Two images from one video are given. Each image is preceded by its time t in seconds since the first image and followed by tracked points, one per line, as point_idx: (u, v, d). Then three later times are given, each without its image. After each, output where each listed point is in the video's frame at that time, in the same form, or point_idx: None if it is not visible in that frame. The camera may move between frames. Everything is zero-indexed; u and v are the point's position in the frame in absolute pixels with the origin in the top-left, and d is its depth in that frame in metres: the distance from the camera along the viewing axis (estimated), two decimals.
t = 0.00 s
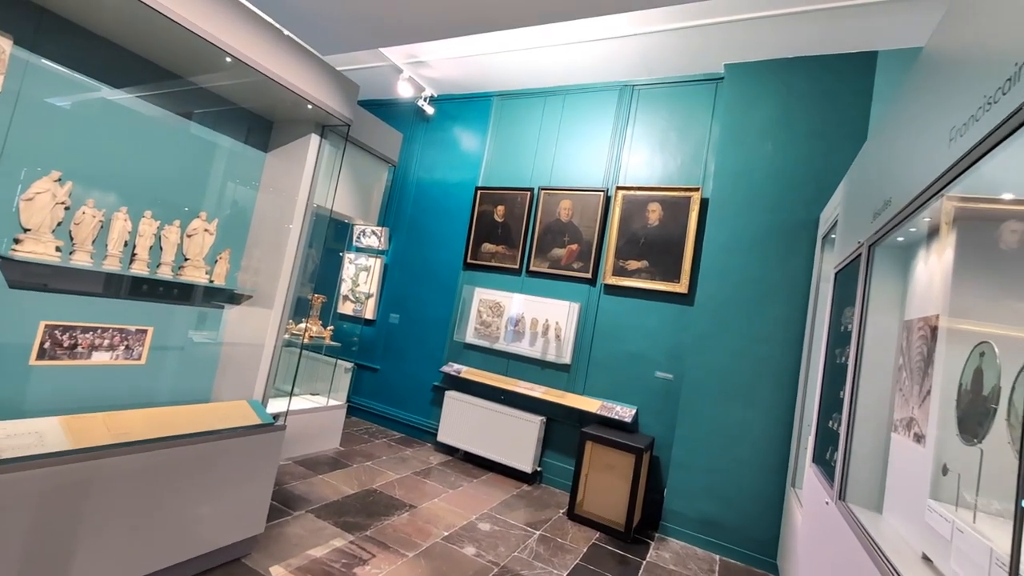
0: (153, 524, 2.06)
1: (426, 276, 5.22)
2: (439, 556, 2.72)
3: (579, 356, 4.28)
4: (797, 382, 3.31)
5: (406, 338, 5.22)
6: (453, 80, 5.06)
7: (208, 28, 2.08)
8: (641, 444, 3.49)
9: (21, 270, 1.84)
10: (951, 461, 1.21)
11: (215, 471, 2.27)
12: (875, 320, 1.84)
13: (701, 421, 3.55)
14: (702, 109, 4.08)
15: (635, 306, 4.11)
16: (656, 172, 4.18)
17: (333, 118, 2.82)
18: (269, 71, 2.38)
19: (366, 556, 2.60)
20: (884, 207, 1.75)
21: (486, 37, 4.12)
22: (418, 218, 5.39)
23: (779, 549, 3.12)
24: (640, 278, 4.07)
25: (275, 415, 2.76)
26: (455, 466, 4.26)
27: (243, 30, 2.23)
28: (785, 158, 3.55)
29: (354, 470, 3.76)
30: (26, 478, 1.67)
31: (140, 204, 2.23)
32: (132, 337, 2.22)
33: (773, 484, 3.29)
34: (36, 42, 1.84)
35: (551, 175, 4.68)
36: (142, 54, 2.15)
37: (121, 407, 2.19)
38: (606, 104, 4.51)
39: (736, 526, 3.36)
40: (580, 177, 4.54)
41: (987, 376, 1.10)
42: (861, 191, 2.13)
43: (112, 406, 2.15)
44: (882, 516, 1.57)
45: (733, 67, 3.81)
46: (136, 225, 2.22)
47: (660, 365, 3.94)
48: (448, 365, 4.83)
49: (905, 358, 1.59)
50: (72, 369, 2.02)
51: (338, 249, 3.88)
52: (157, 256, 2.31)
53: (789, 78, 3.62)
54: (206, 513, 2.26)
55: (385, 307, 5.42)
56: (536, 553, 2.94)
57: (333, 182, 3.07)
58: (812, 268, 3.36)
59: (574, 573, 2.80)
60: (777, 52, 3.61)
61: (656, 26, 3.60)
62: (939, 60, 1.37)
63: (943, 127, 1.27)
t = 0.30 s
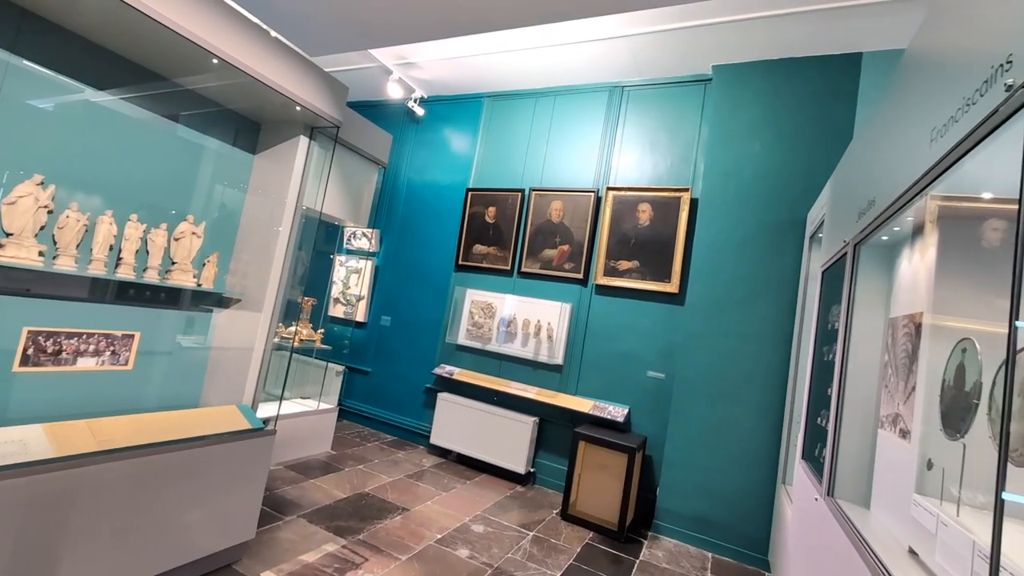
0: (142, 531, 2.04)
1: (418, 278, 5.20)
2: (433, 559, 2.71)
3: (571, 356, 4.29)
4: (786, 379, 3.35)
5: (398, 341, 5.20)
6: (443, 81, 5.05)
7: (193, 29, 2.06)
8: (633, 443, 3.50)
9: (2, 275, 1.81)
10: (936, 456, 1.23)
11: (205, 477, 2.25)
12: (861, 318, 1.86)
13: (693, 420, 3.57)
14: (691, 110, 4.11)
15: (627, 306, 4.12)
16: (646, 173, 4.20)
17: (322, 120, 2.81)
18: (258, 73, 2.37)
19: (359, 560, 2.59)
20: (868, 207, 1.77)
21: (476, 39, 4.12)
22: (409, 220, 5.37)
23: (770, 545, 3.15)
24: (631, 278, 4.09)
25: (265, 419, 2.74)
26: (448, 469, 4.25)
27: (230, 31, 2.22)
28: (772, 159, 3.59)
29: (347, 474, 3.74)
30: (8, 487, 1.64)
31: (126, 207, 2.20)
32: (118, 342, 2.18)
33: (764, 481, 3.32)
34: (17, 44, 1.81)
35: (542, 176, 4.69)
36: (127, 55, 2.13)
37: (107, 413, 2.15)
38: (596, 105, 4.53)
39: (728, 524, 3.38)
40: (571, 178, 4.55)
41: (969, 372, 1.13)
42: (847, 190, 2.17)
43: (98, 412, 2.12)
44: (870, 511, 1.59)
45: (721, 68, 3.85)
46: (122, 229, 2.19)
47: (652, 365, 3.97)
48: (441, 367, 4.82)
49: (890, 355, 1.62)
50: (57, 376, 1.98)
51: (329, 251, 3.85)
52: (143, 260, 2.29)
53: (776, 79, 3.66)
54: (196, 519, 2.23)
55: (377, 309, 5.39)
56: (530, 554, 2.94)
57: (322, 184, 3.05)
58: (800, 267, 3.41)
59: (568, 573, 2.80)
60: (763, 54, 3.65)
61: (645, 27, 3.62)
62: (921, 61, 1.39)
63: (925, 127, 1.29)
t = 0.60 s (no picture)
0: (129, 539, 2.01)
1: (409, 279, 5.18)
2: (426, 561, 2.70)
3: (563, 356, 4.30)
4: (776, 376, 3.38)
5: (390, 342, 5.18)
6: (433, 82, 5.04)
7: (178, 30, 2.04)
8: (625, 442, 3.52)
9: None
10: (921, 450, 1.26)
11: (194, 482, 2.23)
12: (847, 315, 1.88)
13: (685, 418, 3.60)
14: (680, 110, 4.14)
15: (618, 306, 4.14)
16: (636, 173, 4.23)
17: (311, 121, 2.79)
18: (244, 74, 2.34)
19: (351, 564, 2.57)
20: (853, 205, 1.79)
21: (465, 39, 4.11)
22: (400, 221, 5.35)
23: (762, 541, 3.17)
24: (622, 278, 4.10)
25: (255, 424, 2.71)
26: (441, 470, 4.24)
27: (215, 32, 2.19)
28: (760, 158, 3.63)
29: (338, 477, 3.71)
30: None
31: (110, 210, 2.17)
32: (103, 347, 2.15)
33: (755, 478, 3.35)
34: None
35: (533, 177, 4.70)
36: (111, 56, 2.11)
37: (91, 419, 2.12)
38: (585, 106, 4.55)
39: (719, 520, 3.41)
40: (561, 178, 4.56)
41: (952, 366, 1.15)
42: (832, 189, 2.20)
43: (83, 419, 2.09)
44: (858, 506, 1.61)
45: (709, 68, 3.88)
46: (107, 232, 2.16)
47: (644, 364, 3.99)
48: (433, 368, 4.80)
49: (877, 351, 1.64)
50: (41, 382, 1.94)
51: (318, 253, 3.82)
52: (129, 263, 2.26)
53: (763, 79, 3.70)
54: (185, 526, 2.20)
55: (368, 311, 5.37)
56: (523, 554, 2.94)
57: (311, 186, 3.02)
58: (788, 266, 3.44)
59: (561, 573, 2.80)
60: (750, 54, 3.69)
61: (634, 27, 3.64)
62: (903, 61, 1.42)
63: (908, 126, 1.31)
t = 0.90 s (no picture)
0: (117, 546, 1.98)
1: (400, 280, 5.16)
2: (419, 563, 2.69)
3: (556, 356, 4.30)
4: (766, 373, 3.41)
5: (381, 344, 5.15)
6: (423, 82, 5.02)
7: (163, 29, 2.01)
8: (618, 440, 3.53)
9: None
10: (908, 444, 1.27)
11: (184, 487, 2.20)
12: (834, 312, 1.91)
13: (677, 416, 3.62)
14: (669, 110, 4.16)
15: (610, 305, 4.15)
16: (627, 172, 4.24)
17: (299, 121, 2.77)
18: (230, 74, 2.32)
19: (344, 567, 2.55)
20: (840, 203, 1.81)
21: (454, 39, 4.11)
22: (391, 222, 5.33)
23: (754, 536, 3.20)
24: (614, 277, 4.12)
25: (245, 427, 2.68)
26: (434, 472, 4.23)
27: (201, 31, 2.17)
28: (749, 157, 3.66)
29: (330, 480, 3.69)
30: None
31: (95, 212, 2.14)
32: (89, 351, 2.11)
33: (746, 474, 3.38)
34: None
35: (524, 177, 4.70)
36: (93, 56, 2.07)
37: (77, 425, 2.08)
38: (576, 105, 4.56)
39: (712, 517, 3.43)
40: (552, 178, 4.57)
41: (937, 361, 1.17)
42: (819, 188, 2.22)
43: (68, 424, 2.05)
44: (847, 501, 1.63)
45: (698, 68, 3.91)
46: (91, 235, 2.13)
47: (636, 362, 4.00)
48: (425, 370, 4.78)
49: (864, 346, 1.66)
50: (25, 388, 1.89)
51: (308, 255, 3.79)
52: (114, 266, 2.23)
53: (751, 79, 3.73)
54: (175, 531, 2.18)
55: (359, 312, 5.34)
56: (517, 554, 2.94)
57: (300, 185, 2.98)
58: (777, 264, 3.47)
59: (555, 572, 2.81)
60: (738, 54, 3.72)
61: (623, 27, 3.65)
62: (887, 61, 1.43)
63: (892, 125, 1.32)
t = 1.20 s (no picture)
0: (104, 552, 1.95)
1: (392, 281, 5.13)
2: (413, 564, 2.68)
3: (549, 355, 4.30)
4: (757, 370, 3.44)
5: (374, 344, 5.12)
6: (413, 81, 5.00)
7: (148, 28, 1.98)
8: (611, 439, 3.54)
9: None
10: (896, 439, 1.29)
11: (175, 490, 2.18)
12: (823, 309, 1.92)
13: (670, 413, 3.63)
14: (660, 109, 4.18)
15: (602, 304, 4.16)
16: (618, 171, 4.26)
17: (288, 121, 2.74)
18: (218, 73, 2.29)
19: (337, 569, 2.53)
20: (828, 200, 1.83)
21: (445, 38, 4.09)
22: (383, 222, 5.30)
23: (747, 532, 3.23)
24: (606, 276, 4.13)
25: (235, 431, 2.65)
26: (428, 472, 4.22)
27: (188, 30, 2.14)
28: (739, 156, 3.68)
29: (323, 483, 3.66)
30: None
31: (79, 214, 2.11)
32: (75, 355, 2.08)
33: (739, 471, 3.40)
34: None
35: (516, 176, 4.70)
36: (77, 54, 2.03)
37: (63, 430, 2.05)
38: (567, 105, 4.56)
39: (705, 514, 3.45)
40: (544, 177, 4.57)
41: (924, 357, 1.18)
42: (808, 186, 2.24)
43: (54, 430, 2.02)
44: (837, 496, 1.65)
45: (688, 67, 3.93)
46: (76, 237, 2.10)
47: (628, 360, 4.02)
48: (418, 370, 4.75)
49: (852, 343, 1.68)
50: (9, 393, 1.86)
51: (299, 256, 3.77)
52: (100, 268, 2.20)
53: (741, 78, 3.75)
54: (164, 537, 2.15)
55: (351, 313, 5.30)
56: (511, 554, 2.94)
57: (289, 187, 2.98)
58: (768, 261, 3.50)
59: (550, 571, 2.81)
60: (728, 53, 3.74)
61: (614, 27, 3.66)
62: (873, 60, 1.45)
63: (879, 123, 1.34)
